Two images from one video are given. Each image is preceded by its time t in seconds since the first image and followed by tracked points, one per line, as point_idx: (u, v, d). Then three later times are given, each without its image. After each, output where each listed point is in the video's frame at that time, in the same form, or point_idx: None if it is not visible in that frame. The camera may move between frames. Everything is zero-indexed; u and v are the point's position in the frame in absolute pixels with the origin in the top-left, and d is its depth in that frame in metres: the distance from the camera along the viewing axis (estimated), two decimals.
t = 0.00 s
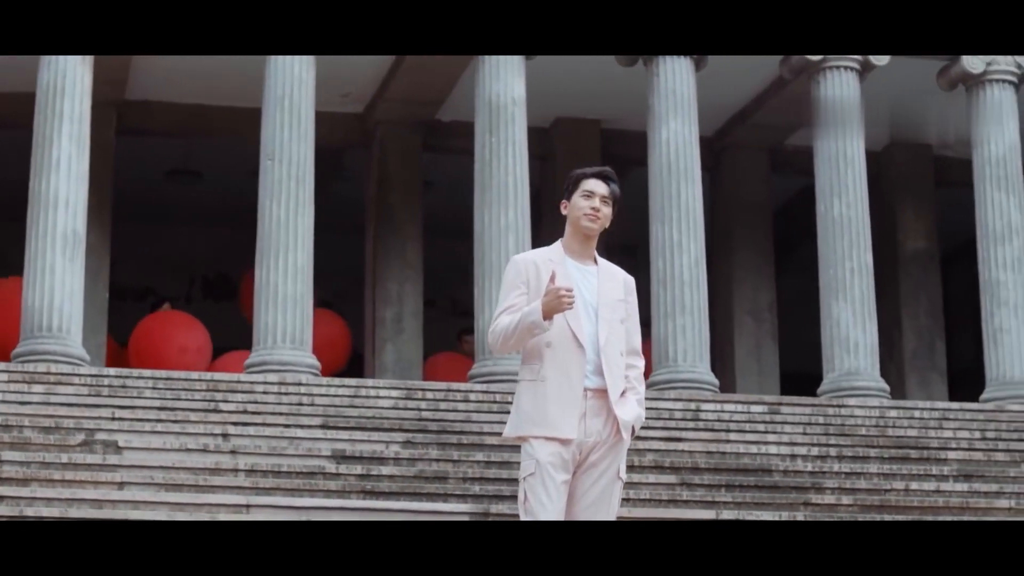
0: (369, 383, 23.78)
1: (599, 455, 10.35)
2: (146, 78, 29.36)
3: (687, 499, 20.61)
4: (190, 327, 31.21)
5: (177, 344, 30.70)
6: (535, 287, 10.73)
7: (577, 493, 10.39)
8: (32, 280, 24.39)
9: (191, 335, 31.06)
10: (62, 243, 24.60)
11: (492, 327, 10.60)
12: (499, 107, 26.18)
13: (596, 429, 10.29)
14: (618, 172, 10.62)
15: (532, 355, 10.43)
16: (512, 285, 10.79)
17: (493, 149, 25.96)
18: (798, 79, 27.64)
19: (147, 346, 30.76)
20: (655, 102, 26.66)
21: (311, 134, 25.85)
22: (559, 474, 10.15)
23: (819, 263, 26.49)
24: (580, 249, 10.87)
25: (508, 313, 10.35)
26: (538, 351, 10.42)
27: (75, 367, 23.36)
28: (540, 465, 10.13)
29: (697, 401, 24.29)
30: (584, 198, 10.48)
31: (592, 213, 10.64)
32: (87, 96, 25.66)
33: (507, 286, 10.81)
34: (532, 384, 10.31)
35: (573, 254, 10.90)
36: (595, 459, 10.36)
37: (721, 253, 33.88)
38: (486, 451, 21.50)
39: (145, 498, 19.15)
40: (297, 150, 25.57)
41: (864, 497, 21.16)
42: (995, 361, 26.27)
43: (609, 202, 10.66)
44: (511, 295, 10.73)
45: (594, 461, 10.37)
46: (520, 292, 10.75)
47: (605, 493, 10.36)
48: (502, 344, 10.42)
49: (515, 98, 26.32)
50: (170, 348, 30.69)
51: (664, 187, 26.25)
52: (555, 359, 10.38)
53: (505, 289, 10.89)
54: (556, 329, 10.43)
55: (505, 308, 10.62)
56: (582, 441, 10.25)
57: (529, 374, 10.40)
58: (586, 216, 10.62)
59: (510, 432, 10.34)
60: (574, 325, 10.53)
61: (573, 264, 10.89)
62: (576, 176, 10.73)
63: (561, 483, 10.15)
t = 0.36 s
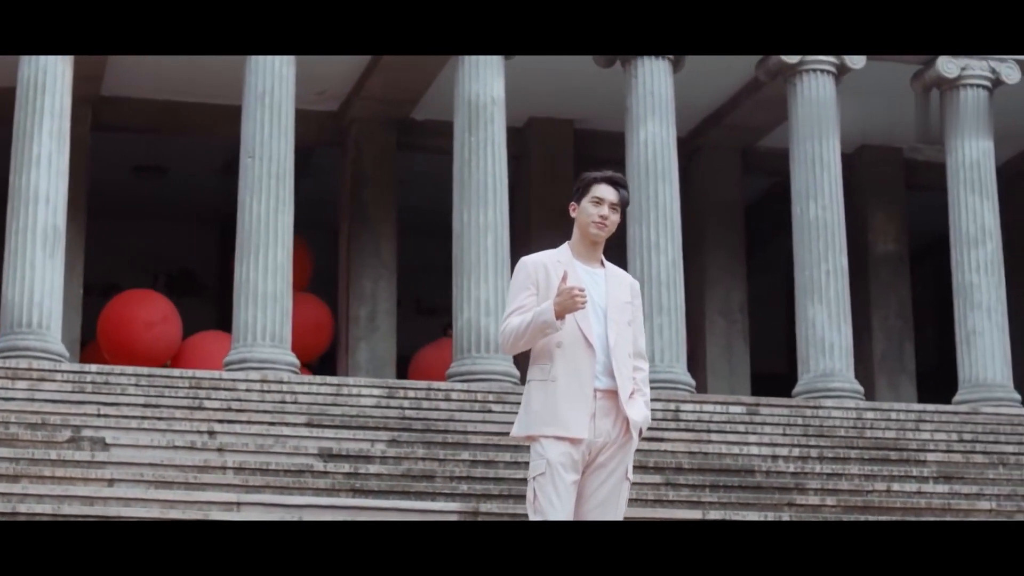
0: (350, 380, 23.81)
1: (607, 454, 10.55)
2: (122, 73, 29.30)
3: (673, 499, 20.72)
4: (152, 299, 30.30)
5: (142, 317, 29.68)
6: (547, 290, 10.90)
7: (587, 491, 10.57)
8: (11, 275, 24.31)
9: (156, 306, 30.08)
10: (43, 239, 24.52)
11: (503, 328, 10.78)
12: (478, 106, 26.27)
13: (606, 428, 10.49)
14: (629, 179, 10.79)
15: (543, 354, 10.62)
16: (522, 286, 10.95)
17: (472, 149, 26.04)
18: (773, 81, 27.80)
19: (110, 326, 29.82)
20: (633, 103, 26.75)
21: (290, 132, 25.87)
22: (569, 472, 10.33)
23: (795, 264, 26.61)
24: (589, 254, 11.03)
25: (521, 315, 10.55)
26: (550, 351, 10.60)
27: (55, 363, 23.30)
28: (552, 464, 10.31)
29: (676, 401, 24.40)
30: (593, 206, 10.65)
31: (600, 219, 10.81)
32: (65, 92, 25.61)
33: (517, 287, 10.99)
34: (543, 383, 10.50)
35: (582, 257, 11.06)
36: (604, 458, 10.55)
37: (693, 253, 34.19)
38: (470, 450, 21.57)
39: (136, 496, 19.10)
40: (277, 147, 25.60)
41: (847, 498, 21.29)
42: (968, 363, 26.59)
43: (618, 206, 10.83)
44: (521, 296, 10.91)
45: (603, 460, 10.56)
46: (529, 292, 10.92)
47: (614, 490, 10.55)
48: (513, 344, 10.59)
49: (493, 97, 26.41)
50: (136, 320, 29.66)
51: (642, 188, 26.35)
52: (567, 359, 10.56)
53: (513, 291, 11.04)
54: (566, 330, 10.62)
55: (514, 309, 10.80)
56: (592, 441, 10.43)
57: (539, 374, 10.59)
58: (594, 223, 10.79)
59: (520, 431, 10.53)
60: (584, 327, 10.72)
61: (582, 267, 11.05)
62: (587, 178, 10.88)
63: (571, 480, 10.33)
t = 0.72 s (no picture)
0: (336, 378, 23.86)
1: (619, 455, 10.19)
2: (103, 70, 29.35)
3: (664, 500, 20.82)
4: (125, 286, 28.90)
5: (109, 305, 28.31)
6: (558, 292, 10.48)
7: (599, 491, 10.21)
8: None
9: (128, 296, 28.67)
10: (29, 236, 24.45)
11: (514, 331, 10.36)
12: (463, 106, 26.37)
13: (617, 430, 10.12)
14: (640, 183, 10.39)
15: (553, 356, 10.22)
16: (533, 288, 10.53)
17: (457, 149, 26.13)
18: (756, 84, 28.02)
19: (74, 319, 28.63)
20: (617, 104, 26.89)
21: (276, 131, 25.93)
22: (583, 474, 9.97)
23: (777, 267, 26.79)
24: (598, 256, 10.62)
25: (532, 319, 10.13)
26: (561, 352, 10.21)
27: (42, 360, 23.26)
28: (565, 466, 9.94)
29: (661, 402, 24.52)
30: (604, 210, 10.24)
31: (611, 222, 10.41)
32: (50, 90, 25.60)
33: (526, 289, 10.57)
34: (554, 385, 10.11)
35: (592, 259, 10.65)
36: (615, 460, 10.20)
37: (672, 254, 34.58)
38: (462, 450, 21.64)
39: (133, 494, 19.08)
40: (263, 146, 25.66)
41: (835, 499, 21.44)
42: (946, 366, 26.87)
43: (629, 210, 10.44)
44: (531, 298, 10.48)
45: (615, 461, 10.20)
46: (541, 295, 10.49)
47: (625, 491, 10.20)
48: (524, 347, 10.18)
49: (478, 98, 26.51)
50: (99, 308, 28.30)
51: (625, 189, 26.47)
52: (578, 361, 10.17)
53: (524, 293, 10.62)
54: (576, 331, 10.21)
55: (524, 312, 10.38)
56: (604, 442, 10.08)
57: (552, 375, 10.20)
58: (606, 227, 10.39)
59: (532, 432, 10.16)
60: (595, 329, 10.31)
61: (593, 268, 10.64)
62: (597, 180, 10.47)
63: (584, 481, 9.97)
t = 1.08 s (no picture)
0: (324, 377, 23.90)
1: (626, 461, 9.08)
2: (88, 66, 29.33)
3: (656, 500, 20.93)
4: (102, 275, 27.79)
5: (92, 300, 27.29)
6: (568, 293, 9.34)
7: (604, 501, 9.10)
8: None
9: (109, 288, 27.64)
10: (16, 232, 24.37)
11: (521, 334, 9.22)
12: (449, 106, 26.51)
13: (625, 434, 9.03)
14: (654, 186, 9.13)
15: (563, 358, 9.11)
16: (540, 289, 9.39)
17: (443, 149, 26.25)
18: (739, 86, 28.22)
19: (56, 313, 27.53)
20: (601, 106, 27.06)
21: (262, 131, 26.00)
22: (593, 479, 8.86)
23: (759, 269, 26.95)
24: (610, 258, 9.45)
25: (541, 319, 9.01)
26: (569, 355, 9.10)
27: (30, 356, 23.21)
28: (571, 470, 8.83)
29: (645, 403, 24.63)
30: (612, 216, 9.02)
31: (622, 227, 9.19)
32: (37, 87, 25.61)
33: (533, 291, 9.42)
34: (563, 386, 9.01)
35: (602, 261, 9.49)
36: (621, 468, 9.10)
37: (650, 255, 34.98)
38: (453, 450, 21.74)
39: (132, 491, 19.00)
40: (250, 145, 25.73)
41: (824, 501, 21.58)
42: (926, 367, 27.46)
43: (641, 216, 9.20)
44: (539, 301, 9.33)
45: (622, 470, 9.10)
46: (549, 297, 9.34)
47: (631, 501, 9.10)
48: (531, 348, 9.08)
49: (464, 99, 26.66)
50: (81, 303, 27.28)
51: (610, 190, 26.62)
52: (589, 363, 9.07)
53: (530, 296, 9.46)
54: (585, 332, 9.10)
55: (533, 315, 9.23)
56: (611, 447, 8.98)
57: (562, 377, 9.09)
58: (616, 231, 9.18)
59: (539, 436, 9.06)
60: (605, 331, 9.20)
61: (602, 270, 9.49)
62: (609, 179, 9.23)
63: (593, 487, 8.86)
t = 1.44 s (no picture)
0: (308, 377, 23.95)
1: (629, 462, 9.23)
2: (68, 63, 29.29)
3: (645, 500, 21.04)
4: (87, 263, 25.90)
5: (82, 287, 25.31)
6: (570, 296, 9.48)
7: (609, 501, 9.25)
8: None
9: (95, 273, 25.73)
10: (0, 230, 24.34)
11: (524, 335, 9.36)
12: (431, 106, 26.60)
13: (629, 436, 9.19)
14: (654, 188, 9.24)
15: (565, 361, 9.25)
16: (542, 292, 9.53)
17: (426, 148, 26.35)
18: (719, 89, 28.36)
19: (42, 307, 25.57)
20: (584, 107, 27.16)
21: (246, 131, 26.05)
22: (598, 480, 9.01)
23: (738, 271, 27.08)
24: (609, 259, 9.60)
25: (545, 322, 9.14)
26: (573, 357, 9.24)
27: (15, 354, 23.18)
28: (577, 470, 8.98)
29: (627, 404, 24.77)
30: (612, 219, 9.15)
31: (622, 230, 9.31)
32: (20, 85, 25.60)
33: (535, 293, 9.56)
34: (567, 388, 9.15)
35: (603, 263, 9.64)
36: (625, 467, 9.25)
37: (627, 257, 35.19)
38: (441, 450, 21.82)
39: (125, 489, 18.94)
40: (233, 144, 25.77)
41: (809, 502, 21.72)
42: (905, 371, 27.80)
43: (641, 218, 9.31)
44: (542, 303, 9.47)
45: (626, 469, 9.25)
46: (553, 299, 9.48)
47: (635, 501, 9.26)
48: (535, 351, 9.21)
49: (446, 99, 26.77)
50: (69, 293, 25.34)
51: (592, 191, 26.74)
52: (592, 365, 9.22)
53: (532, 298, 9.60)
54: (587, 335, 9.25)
55: (535, 317, 9.37)
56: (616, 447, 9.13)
57: (565, 379, 9.23)
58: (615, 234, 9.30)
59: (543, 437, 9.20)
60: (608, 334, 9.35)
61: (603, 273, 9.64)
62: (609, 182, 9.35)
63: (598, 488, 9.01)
